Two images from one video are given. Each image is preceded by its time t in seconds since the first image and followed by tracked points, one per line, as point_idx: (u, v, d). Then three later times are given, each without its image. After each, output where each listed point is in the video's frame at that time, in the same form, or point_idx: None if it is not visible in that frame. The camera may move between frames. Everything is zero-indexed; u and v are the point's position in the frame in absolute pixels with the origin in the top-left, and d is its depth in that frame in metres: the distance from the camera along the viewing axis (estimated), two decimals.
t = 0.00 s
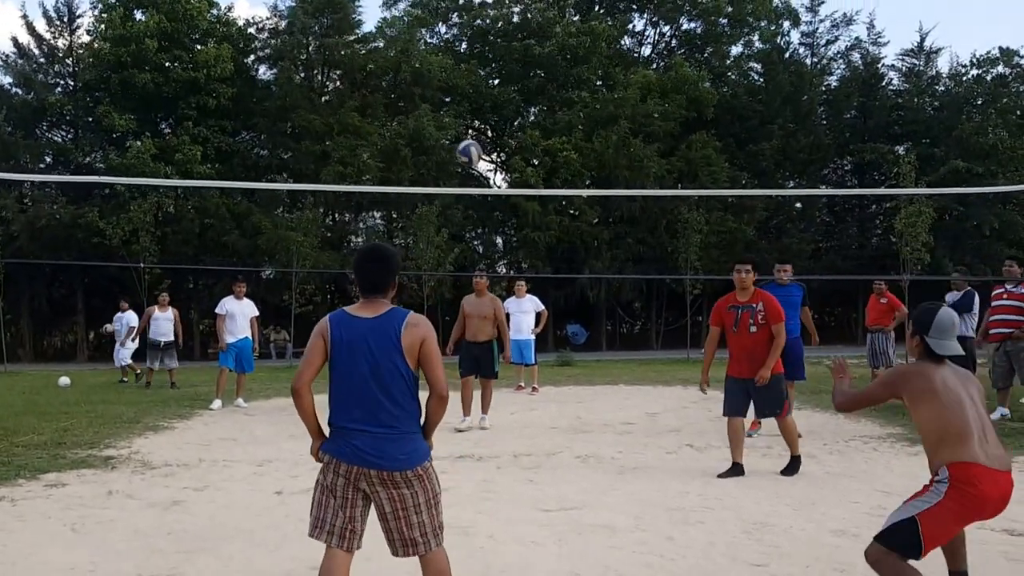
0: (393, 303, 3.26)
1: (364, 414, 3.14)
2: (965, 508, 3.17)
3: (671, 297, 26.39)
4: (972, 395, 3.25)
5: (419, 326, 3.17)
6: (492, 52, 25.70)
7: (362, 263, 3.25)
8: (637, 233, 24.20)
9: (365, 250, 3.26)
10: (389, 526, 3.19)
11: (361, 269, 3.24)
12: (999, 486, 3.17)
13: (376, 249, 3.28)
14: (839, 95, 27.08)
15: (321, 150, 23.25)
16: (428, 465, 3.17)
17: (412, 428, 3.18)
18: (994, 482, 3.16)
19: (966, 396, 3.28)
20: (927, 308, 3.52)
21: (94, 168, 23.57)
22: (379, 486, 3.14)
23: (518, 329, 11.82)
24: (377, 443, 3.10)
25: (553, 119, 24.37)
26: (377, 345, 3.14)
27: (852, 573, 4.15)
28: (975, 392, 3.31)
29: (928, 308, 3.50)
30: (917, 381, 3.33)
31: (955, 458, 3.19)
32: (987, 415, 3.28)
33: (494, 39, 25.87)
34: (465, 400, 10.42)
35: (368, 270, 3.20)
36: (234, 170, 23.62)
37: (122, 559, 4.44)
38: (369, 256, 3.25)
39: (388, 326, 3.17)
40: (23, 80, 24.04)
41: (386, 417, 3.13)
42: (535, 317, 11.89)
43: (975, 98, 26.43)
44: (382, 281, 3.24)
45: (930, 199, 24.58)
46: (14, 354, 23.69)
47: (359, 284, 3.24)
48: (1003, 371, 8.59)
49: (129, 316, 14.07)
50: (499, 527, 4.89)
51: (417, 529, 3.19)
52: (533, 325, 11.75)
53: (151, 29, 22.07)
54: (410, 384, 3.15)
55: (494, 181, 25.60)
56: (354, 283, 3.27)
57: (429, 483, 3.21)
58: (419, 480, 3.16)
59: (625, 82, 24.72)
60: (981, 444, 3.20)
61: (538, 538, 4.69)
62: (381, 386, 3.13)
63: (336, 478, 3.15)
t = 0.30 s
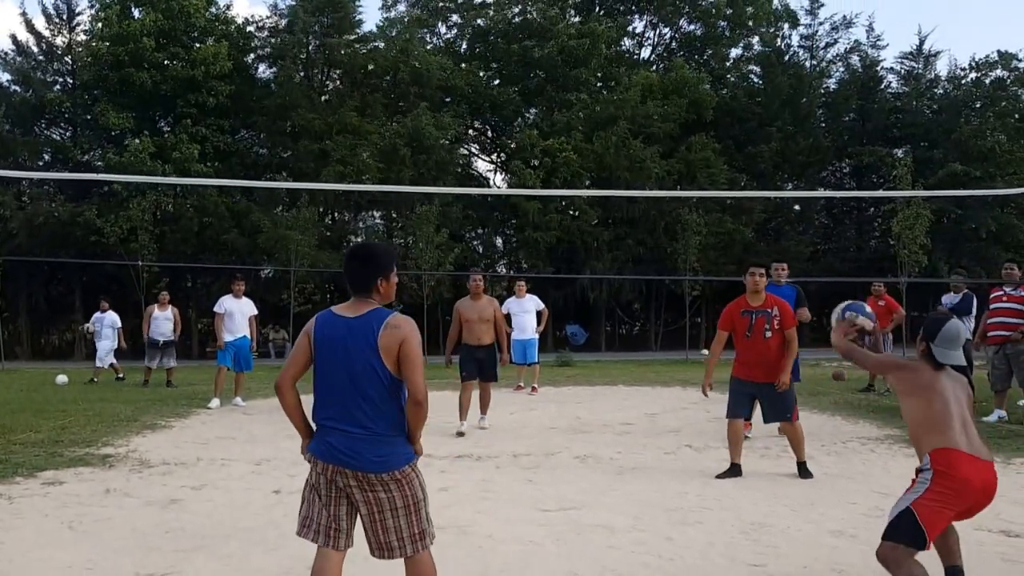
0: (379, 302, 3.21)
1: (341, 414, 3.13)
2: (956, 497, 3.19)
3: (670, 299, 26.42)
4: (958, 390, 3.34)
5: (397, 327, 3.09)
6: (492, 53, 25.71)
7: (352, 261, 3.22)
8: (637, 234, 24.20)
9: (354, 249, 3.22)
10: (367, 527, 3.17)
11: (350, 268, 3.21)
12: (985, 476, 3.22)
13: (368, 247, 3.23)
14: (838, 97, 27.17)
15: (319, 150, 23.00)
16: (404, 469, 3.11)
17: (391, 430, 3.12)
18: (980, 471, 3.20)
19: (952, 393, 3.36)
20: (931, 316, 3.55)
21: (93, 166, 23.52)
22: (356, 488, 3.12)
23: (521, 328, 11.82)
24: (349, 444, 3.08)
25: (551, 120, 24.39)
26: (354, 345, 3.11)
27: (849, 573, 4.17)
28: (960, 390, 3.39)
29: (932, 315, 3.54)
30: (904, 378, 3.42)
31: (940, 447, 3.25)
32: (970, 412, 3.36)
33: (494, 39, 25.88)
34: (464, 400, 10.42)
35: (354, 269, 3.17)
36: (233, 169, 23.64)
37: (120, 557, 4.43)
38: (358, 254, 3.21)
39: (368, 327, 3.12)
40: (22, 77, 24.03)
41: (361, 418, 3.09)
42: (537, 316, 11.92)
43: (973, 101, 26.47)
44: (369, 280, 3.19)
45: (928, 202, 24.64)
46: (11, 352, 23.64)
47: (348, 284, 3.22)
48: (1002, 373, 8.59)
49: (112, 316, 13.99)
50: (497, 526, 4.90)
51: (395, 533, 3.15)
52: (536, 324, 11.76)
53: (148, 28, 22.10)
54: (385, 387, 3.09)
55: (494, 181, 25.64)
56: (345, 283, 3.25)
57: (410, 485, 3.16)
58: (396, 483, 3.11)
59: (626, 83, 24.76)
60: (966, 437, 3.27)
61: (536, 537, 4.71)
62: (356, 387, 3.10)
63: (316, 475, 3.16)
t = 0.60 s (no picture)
0: (390, 302, 3.20)
1: (349, 414, 3.14)
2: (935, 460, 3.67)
3: (669, 300, 26.41)
4: (939, 360, 3.78)
5: (405, 329, 3.07)
6: (492, 53, 25.75)
7: (363, 262, 3.21)
8: (636, 235, 24.27)
9: (364, 250, 3.21)
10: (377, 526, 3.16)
11: (361, 269, 3.21)
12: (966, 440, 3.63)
13: (379, 248, 3.22)
14: (837, 100, 27.21)
15: (318, 149, 23.07)
16: (414, 468, 3.09)
17: (400, 430, 3.11)
18: (955, 433, 3.64)
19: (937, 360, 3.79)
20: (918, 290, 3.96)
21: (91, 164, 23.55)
22: (366, 486, 3.11)
23: (527, 329, 11.82)
24: (358, 444, 3.09)
25: (548, 121, 24.43)
26: (362, 346, 3.10)
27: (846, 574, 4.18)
28: (947, 356, 3.81)
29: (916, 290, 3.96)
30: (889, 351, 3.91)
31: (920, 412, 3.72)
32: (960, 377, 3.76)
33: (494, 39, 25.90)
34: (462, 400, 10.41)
35: (365, 271, 3.16)
36: (233, 168, 23.69)
37: (117, 555, 4.42)
38: (368, 255, 3.20)
39: (376, 329, 3.10)
40: (20, 75, 24.03)
41: (369, 418, 3.09)
42: (543, 316, 11.95)
43: (971, 105, 26.52)
44: (380, 282, 3.19)
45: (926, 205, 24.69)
46: (8, 350, 23.62)
47: (359, 284, 3.22)
48: (1000, 376, 8.64)
49: (93, 311, 13.94)
50: (495, 526, 4.90)
51: (405, 531, 3.13)
52: (542, 324, 11.76)
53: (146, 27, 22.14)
54: (393, 388, 3.07)
55: (493, 182, 25.67)
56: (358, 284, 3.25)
57: (421, 484, 3.15)
58: (406, 483, 3.10)
59: (626, 84, 24.79)
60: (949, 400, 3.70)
61: (535, 537, 4.71)
62: (364, 388, 3.09)
63: (326, 474, 3.16)
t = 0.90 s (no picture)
0: (423, 301, 3.26)
1: (383, 410, 3.18)
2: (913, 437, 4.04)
3: (661, 302, 26.47)
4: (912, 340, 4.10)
5: (441, 325, 3.13)
6: (487, 54, 25.76)
7: (394, 262, 3.27)
8: (629, 237, 24.35)
9: (396, 248, 3.27)
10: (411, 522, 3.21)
11: (392, 268, 3.27)
12: (935, 416, 3.96)
13: (409, 247, 3.28)
14: (829, 104, 27.36)
15: (311, 148, 23.08)
16: (449, 462, 3.15)
17: (435, 424, 3.17)
18: (931, 411, 3.97)
19: (908, 340, 4.12)
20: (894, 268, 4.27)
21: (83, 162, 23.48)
22: (403, 484, 3.16)
23: (534, 333, 11.79)
24: (392, 439, 3.13)
25: (541, 123, 24.45)
26: (398, 342, 3.15)
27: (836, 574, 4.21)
28: (920, 335, 4.11)
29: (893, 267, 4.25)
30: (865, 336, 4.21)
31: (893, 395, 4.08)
32: (931, 354, 4.06)
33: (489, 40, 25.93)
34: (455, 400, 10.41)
35: (396, 269, 3.22)
36: (224, 166, 23.72)
37: (108, 555, 4.40)
38: (399, 254, 3.26)
39: (413, 326, 3.16)
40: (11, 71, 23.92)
41: (403, 413, 3.14)
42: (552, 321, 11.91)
43: (961, 110, 26.71)
44: (412, 280, 3.25)
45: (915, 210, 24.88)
46: None
47: (389, 282, 3.27)
48: (988, 379, 8.64)
49: (65, 312, 13.70)
50: (487, 527, 4.91)
51: (438, 528, 3.19)
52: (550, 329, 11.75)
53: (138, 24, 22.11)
54: (429, 383, 3.13)
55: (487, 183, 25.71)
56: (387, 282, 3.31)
57: (454, 480, 3.20)
58: (441, 480, 3.15)
59: (619, 87, 24.88)
60: (920, 380, 4.03)
61: (527, 538, 4.72)
62: (399, 384, 3.14)
63: (361, 471, 3.21)
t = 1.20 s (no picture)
0: (427, 302, 3.38)
1: (388, 405, 3.26)
2: (902, 427, 4.23)
3: (638, 304, 26.58)
4: (910, 330, 4.27)
5: (449, 327, 3.27)
6: (466, 55, 25.77)
7: (399, 263, 3.38)
8: (607, 239, 24.40)
9: (401, 251, 3.38)
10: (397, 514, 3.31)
11: (398, 269, 3.36)
12: (928, 405, 4.18)
13: (413, 251, 3.40)
14: (805, 110, 27.60)
15: (288, 148, 23.01)
16: (441, 459, 3.26)
17: (435, 421, 3.28)
18: (920, 400, 4.20)
19: (906, 330, 4.30)
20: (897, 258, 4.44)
21: (58, 159, 23.27)
22: (397, 476, 3.27)
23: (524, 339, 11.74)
24: (395, 432, 3.21)
25: (520, 126, 24.44)
26: (407, 340, 3.25)
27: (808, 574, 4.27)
28: (915, 328, 4.29)
29: (897, 257, 4.42)
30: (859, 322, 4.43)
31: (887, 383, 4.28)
32: (924, 345, 4.24)
33: (468, 42, 25.91)
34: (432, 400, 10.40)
35: (401, 271, 3.32)
36: (201, 164, 23.56)
37: (80, 555, 4.37)
38: (404, 256, 3.37)
39: (421, 326, 3.28)
40: None
41: (407, 408, 3.23)
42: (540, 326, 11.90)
43: (934, 117, 26.99)
44: (416, 281, 3.36)
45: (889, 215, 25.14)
46: None
47: (394, 282, 3.37)
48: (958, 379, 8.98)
49: (27, 307, 13.63)
50: (464, 528, 4.92)
51: (419, 518, 3.28)
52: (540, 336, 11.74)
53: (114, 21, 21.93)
54: (434, 381, 3.25)
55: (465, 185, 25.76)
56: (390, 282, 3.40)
57: (443, 478, 3.30)
58: (433, 474, 3.26)
59: (597, 90, 24.92)
60: (912, 369, 4.23)
61: (504, 539, 4.74)
62: (405, 380, 3.24)
63: (359, 462, 3.31)
